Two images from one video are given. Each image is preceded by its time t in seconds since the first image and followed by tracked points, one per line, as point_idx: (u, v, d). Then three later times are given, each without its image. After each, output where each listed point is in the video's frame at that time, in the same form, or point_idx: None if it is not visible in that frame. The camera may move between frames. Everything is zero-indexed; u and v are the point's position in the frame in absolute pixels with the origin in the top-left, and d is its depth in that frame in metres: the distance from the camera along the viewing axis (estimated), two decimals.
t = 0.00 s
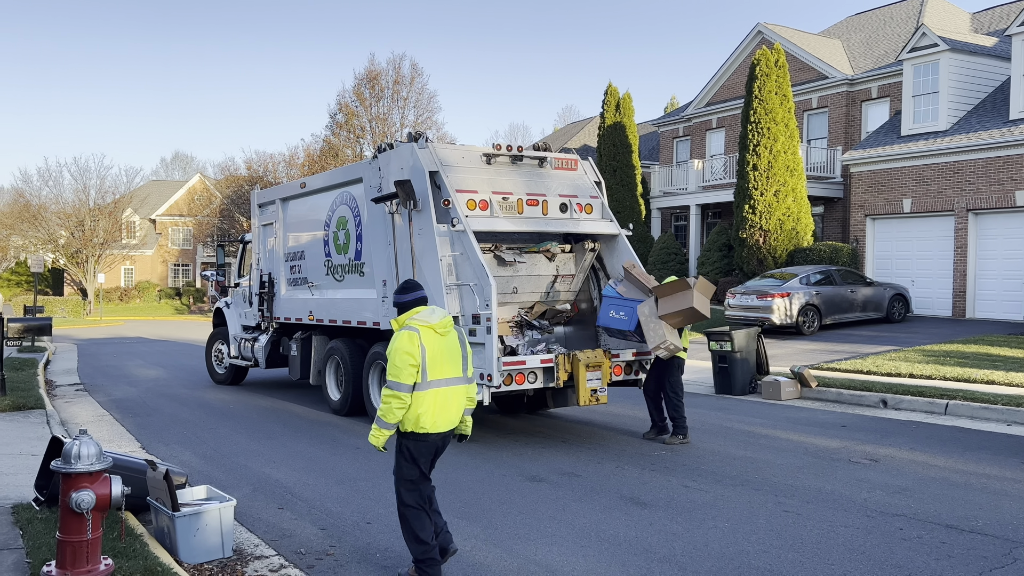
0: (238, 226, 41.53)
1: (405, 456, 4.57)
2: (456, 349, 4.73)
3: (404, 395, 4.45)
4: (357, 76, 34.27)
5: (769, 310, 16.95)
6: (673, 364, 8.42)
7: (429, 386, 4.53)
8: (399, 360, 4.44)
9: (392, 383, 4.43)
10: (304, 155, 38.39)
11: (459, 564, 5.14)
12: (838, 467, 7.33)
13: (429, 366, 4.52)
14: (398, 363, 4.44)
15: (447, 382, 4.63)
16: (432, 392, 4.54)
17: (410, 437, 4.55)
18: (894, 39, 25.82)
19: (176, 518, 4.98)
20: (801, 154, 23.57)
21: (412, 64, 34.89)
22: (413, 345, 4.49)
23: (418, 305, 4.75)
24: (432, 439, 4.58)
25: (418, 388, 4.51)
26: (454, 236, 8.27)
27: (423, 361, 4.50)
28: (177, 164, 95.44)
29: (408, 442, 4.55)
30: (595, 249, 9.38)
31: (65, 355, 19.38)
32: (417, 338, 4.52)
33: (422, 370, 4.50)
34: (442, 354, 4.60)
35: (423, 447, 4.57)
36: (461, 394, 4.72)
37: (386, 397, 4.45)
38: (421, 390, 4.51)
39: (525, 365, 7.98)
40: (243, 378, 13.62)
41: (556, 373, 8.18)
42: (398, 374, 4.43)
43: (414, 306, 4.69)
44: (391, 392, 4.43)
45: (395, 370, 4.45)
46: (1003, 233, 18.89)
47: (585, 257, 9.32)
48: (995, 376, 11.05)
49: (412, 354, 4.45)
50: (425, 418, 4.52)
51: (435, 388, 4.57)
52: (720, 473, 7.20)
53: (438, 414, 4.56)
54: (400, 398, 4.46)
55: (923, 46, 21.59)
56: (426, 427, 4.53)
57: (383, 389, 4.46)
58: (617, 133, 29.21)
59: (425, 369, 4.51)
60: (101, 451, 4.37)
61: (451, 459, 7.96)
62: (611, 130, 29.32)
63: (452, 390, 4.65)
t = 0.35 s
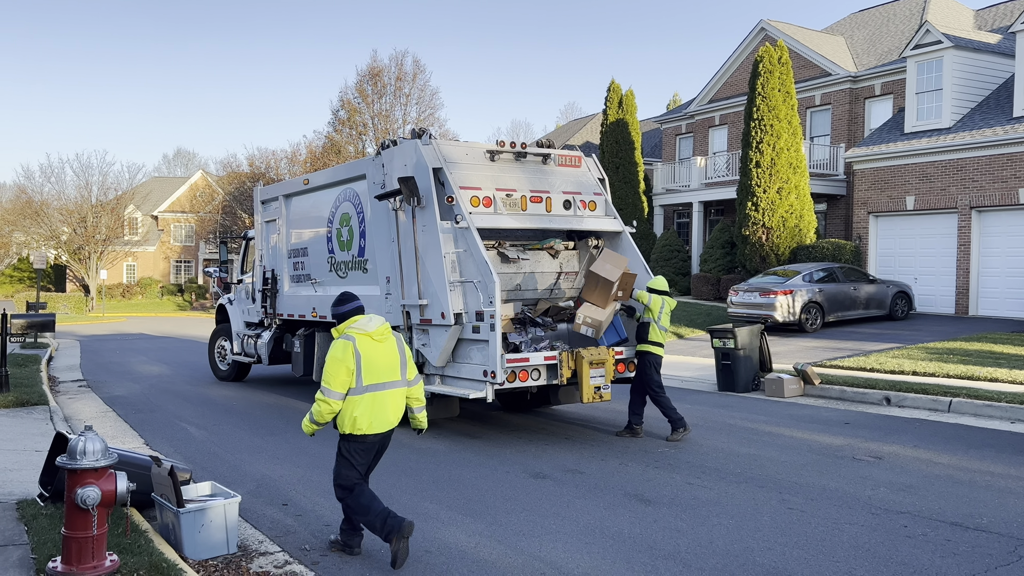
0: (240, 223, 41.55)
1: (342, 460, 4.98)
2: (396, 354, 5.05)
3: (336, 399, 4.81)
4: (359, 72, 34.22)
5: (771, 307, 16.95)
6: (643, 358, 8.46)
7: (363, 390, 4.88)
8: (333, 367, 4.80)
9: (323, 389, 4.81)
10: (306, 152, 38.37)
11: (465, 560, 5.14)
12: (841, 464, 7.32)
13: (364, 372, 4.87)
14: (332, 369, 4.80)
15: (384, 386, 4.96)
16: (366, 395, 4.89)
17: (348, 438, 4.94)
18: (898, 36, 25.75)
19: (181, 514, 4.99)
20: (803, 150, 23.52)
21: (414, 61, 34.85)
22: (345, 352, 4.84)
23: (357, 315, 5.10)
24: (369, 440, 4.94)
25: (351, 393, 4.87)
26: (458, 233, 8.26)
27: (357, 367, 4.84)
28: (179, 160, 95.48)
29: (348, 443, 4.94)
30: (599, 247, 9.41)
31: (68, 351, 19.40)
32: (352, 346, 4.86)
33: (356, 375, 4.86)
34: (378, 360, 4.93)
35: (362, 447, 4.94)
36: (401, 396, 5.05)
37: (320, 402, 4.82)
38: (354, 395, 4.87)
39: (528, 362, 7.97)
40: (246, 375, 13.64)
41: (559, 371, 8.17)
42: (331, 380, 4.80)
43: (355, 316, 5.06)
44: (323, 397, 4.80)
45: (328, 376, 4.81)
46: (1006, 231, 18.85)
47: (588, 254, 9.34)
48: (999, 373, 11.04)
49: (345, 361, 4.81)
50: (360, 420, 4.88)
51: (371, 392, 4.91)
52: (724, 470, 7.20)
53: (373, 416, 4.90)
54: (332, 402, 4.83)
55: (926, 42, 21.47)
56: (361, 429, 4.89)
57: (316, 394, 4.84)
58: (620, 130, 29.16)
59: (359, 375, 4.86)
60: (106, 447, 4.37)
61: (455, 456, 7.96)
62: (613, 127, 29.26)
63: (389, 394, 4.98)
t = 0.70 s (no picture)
0: (239, 220, 41.55)
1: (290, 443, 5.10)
2: (334, 345, 5.21)
3: (286, 396, 4.92)
4: (358, 69, 34.16)
5: (771, 304, 16.96)
6: (635, 358, 8.41)
7: (311, 383, 5.01)
8: (276, 367, 4.92)
9: (271, 390, 4.90)
10: (304, 148, 38.33)
11: (465, 557, 5.14)
12: (841, 461, 7.33)
13: (308, 365, 5.00)
14: (277, 369, 4.91)
15: (329, 375, 5.12)
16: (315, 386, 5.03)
17: (301, 428, 5.05)
18: (897, 33, 25.73)
19: (182, 511, 4.99)
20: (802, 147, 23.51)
21: (413, 57, 34.80)
22: (287, 351, 4.95)
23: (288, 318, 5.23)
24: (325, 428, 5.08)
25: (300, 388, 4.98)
26: (458, 230, 8.24)
27: (301, 362, 4.97)
28: (178, 157, 95.42)
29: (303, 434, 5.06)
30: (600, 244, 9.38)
31: (67, 348, 19.39)
32: (290, 344, 4.97)
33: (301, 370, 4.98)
34: (320, 352, 5.07)
35: (319, 435, 5.07)
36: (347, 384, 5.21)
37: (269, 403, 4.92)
38: (303, 389, 4.99)
39: (528, 359, 7.98)
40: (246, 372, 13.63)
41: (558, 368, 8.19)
42: (277, 380, 4.91)
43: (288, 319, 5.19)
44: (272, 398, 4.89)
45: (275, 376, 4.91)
46: (1006, 228, 18.86)
47: (589, 251, 9.30)
48: (998, 371, 11.04)
49: (287, 358, 4.93)
50: (313, 411, 5.02)
51: (318, 383, 5.05)
52: (724, 467, 7.20)
53: (325, 405, 5.05)
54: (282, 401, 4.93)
55: (926, 39, 21.47)
56: (314, 418, 5.03)
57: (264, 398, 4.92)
58: (619, 127, 29.15)
59: (304, 368, 4.99)
60: (107, 444, 4.37)
61: (455, 453, 7.96)
62: (612, 124, 29.24)
63: (336, 382, 5.15)
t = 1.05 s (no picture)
0: (236, 219, 41.50)
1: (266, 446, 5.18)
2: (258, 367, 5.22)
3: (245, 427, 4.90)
4: (355, 67, 34.12)
5: (767, 303, 16.98)
6: (629, 355, 8.41)
7: (265, 394, 5.08)
8: (224, 412, 4.85)
9: (228, 434, 4.83)
10: (301, 146, 38.26)
11: (463, 555, 5.15)
12: (837, 459, 7.34)
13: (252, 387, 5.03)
14: (224, 412, 4.85)
15: (275, 383, 5.18)
16: (269, 395, 5.10)
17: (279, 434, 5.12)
18: (893, 31, 25.76)
19: (180, 510, 4.97)
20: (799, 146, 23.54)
21: (409, 56, 34.74)
22: (222, 393, 4.90)
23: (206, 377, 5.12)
24: (301, 425, 5.17)
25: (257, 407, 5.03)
26: (455, 228, 8.25)
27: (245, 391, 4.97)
28: (175, 156, 95.27)
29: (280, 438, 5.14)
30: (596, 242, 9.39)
31: (63, 347, 19.36)
32: (225, 386, 4.92)
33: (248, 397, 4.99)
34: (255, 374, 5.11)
35: (295, 435, 5.15)
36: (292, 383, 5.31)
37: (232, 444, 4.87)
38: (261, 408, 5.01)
39: (525, 357, 7.98)
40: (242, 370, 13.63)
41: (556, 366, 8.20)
42: (232, 421, 4.85)
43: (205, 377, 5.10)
44: (233, 437, 4.82)
45: (224, 419, 4.84)
46: (1002, 227, 18.91)
47: (585, 249, 9.31)
48: (993, 368, 11.08)
49: (229, 397, 4.88)
50: (281, 416, 5.12)
51: (269, 396, 5.10)
52: (721, 465, 7.22)
53: (289, 406, 5.14)
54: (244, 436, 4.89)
55: (923, 38, 21.52)
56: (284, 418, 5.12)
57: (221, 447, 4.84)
58: (616, 125, 29.15)
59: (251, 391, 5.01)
60: (104, 443, 4.37)
61: (452, 451, 7.97)
62: (609, 123, 29.24)
63: (282, 387, 5.20)
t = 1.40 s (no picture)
0: (233, 220, 41.47)
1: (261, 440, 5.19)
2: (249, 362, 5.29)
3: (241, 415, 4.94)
4: (352, 68, 34.14)
5: (764, 303, 17.01)
6: (620, 356, 8.37)
7: (258, 385, 5.12)
8: (217, 405, 4.90)
9: (223, 423, 4.88)
10: (297, 147, 38.23)
11: (461, 556, 5.15)
12: (835, 459, 7.36)
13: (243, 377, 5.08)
14: (218, 404, 4.89)
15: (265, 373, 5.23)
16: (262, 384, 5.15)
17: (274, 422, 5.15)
18: (890, 32, 25.81)
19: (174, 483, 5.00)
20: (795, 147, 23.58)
21: (406, 57, 34.76)
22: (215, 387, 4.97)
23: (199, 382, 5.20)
24: (292, 412, 5.19)
25: (252, 396, 5.08)
26: (452, 230, 8.25)
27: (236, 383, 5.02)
28: (171, 157, 95.19)
29: (273, 426, 5.15)
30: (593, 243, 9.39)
31: (60, 349, 19.33)
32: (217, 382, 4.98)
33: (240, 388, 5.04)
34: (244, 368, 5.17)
35: (288, 423, 5.17)
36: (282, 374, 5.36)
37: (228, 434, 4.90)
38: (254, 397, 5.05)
39: (522, 359, 7.99)
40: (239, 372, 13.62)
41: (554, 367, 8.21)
42: (225, 413, 4.89)
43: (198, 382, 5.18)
44: (231, 426, 4.88)
45: (219, 410, 4.89)
46: (998, 227, 18.95)
47: (582, 250, 9.32)
48: (990, 368, 11.11)
49: (220, 390, 4.94)
50: (274, 402, 5.14)
51: (261, 387, 5.14)
52: (719, 466, 7.23)
53: (281, 393, 5.18)
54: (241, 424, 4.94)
55: (918, 39, 21.56)
56: (277, 406, 5.14)
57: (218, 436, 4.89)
58: (613, 126, 29.17)
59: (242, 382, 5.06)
60: (101, 445, 4.37)
61: (449, 453, 7.96)
62: (606, 124, 29.25)
63: (273, 377, 5.25)
